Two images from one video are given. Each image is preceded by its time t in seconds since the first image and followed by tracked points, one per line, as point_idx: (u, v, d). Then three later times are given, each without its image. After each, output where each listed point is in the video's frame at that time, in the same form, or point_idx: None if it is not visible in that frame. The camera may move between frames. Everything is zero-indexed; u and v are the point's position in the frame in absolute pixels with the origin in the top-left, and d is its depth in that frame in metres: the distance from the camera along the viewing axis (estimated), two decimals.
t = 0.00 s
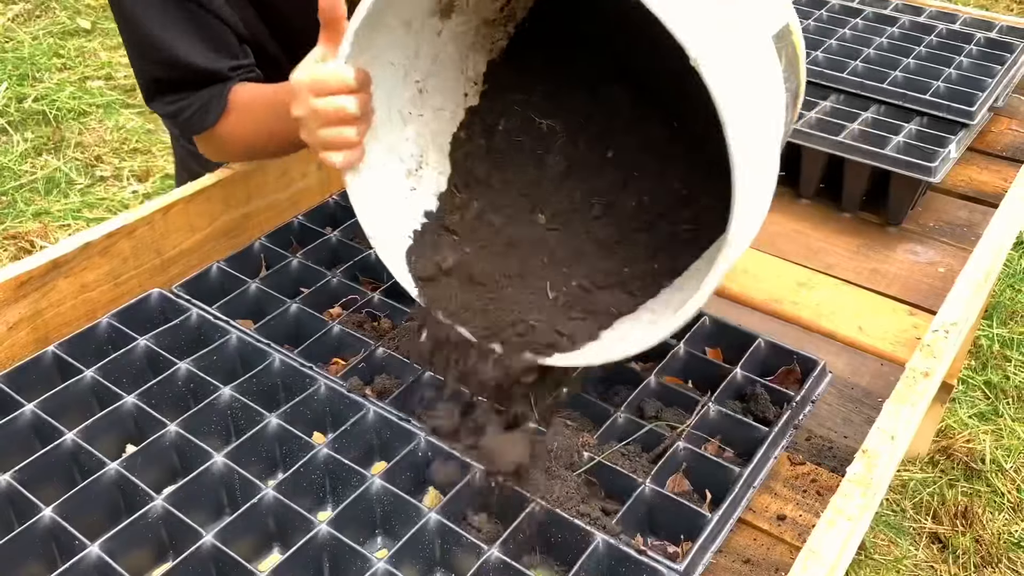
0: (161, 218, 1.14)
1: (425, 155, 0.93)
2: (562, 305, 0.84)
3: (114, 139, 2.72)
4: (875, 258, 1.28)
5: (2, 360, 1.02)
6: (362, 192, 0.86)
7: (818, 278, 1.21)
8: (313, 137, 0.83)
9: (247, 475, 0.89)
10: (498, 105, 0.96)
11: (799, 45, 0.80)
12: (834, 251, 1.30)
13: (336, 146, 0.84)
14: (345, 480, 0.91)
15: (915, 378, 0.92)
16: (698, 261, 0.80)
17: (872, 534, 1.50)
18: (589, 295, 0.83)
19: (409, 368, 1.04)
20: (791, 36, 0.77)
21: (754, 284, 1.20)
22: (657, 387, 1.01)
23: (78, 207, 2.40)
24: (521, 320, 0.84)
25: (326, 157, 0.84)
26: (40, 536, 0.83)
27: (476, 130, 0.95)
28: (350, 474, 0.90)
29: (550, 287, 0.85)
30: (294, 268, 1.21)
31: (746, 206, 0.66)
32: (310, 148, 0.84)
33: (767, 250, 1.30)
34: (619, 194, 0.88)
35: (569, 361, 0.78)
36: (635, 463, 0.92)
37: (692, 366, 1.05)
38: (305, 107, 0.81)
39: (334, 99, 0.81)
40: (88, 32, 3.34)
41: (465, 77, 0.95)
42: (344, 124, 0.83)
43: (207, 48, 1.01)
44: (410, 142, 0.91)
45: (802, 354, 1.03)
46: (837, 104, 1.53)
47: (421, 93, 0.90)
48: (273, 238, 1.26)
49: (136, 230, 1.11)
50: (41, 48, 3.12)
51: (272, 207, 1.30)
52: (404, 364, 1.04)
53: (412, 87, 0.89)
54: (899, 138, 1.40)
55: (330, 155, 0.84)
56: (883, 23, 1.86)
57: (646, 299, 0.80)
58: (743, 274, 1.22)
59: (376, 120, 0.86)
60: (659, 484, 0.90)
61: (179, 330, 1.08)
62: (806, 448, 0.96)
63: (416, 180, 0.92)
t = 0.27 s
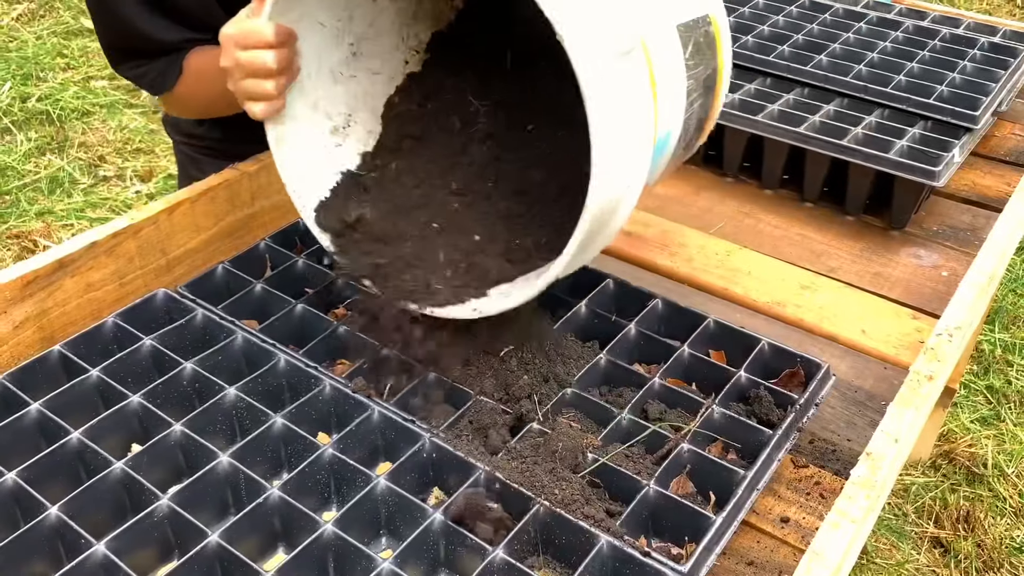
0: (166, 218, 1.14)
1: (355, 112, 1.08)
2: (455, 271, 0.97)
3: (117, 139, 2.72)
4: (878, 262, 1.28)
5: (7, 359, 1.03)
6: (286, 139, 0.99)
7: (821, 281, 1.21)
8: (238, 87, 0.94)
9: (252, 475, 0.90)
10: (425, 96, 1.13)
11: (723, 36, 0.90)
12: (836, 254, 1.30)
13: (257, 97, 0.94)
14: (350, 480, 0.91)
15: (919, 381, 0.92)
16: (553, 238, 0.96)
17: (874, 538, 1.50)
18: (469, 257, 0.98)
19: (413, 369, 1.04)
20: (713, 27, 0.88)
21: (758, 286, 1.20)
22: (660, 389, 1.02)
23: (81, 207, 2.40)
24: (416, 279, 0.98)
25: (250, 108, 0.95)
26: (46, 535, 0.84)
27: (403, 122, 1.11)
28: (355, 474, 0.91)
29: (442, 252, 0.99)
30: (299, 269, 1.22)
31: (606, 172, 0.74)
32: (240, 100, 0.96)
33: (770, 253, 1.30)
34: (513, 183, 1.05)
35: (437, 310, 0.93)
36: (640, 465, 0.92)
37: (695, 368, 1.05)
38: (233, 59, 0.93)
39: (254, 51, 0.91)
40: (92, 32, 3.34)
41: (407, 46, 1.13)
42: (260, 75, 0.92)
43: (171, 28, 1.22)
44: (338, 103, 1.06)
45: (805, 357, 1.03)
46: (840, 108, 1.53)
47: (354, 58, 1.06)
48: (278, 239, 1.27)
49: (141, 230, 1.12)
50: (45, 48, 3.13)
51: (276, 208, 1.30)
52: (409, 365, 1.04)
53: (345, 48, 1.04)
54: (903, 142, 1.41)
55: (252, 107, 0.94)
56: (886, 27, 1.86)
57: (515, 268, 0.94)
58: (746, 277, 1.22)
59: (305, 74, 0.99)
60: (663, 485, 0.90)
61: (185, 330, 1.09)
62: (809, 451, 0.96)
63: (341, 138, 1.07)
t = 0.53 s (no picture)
0: (173, 217, 1.14)
1: (302, 110, 1.12)
2: (374, 272, 1.03)
3: (123, 138, 2.73)
4: (885, 264, 1.28)
5: (14, 356, 1.03)
6: (230, 136, 1.03)
7: (829, 282, 1.20)
8: (180, 85, 0.98)
9: (258, 474, 0.90)
10: (371, 98, 1.17)
11: (655, 48, 0.98)
12: (843, 256, 1.29)
13: (196, 95, 0.98)
14: (356, 479, 0.91)
15: (928, 383, 0.92)
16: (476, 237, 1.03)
17: (879, 541, 1.50)
18: (387, 256, 1.04)
19: (420, 369, 1.04)
20: (647, 38, 0.96)
21: (765, 288, 1.20)
22: (667, 389, 1.02)
23: (87, 205, 2.41)
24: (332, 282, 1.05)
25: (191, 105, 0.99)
26: (52, 532, 0.84)
27: (350, 123, 1.15)
28: (362, 473, 0.90)
29: (363, 253, 1.06)
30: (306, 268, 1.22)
31: (508, 162, 0.81)
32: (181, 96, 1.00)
33: (777, 254, 1.29)
34: (440, 189, 1.10)
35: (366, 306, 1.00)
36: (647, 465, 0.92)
37: (703, 369, 1.05)
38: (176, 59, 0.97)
39: (194, 53, 0.95)
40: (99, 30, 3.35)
41: (357, 47, 1.19)
42: (198, 76, 0.96)
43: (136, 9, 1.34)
44: (285, 100, 1.09)
45: (813, 358, 1.03)
46: (848, 108, 1.53)
47: (300, 58, 1.10)
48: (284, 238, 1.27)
49: (148, 228, 1.12)
50: (52, 46, 3.14)
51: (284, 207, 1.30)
52: (416, 364, 1.04)
53: (292, 49, 1.08)
54: (911, 143, 1.40)
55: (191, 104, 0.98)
56: (894, 28, 1.85)
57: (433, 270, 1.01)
58: (754, 277, 1.21)
59: (249, 74, 1.04)
60: (671, 486, 0.90)
61: (191, 328, 1.09)
62: (816, 452, 0.96)
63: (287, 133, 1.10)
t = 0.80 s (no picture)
0: (184, 214, 1.15)
1: (293, 89, 1.12)
2: (366, 246, 1.06)
3: (133, 136, 2.74)
4: (895, 263, 1.27)
5: (26, 351, 1.03)
6: (227, 115, 1.04)
7: (839, 281, 1.20)
8: (180, 65, 0.98)
9: (269, 469, 0.90)
10: (357, 76, 1.17)
11: (632, 36, 0.99)
12: (853, 255, 1.29)
13: (196, 75, 0.98)
14: (366, 475, 0.91)
15: (938, 382, 0.92)
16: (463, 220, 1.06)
17: (888, 541, 1.49)
18: (379, 233, 1.07)
19: (430, 365, 1.04)
20: (622, 27, 0.97)
21: (775, 286, 1.20)
22: (677, 387, 1.02)
23: (98, 203, 2.42)
24: (327, 250, 1.07)
25: (191, 84, 0.99)
26: (65, 525, 0.84)
27: (337, 102, 1.15)
28: (372, 469, 0.91)
29: (357, 227, 1.08)
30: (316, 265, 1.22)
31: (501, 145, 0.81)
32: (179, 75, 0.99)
33: (786, 252, 1.29)
34: (427, 168, 1.12)
35: (353, 276, 1.02)
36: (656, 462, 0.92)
37: (712, 367, 1.05)
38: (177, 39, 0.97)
39: (197, 33, 0.95)
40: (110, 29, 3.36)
41: (344, 27, 1.18)
42: (198, 58, 0.96)
43: None
44: (277, 80, 1.09)
45: (823, 356, 1.03)
46: (858, 107, 1.52)
47: (292, 38, 1.10)
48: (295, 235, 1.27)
49: (159, 225, 1.12)
50: (63, 45, 3.15)
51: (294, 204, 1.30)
52: (426, 361, 1.05)
53: (284, 30, 1.08)
54: (921, 142, 1.39)
55: (191, 84, 0.98)
56: (905, 27, 1.85)
57: (421, 244, 1.05)
58: (764, 276, 1.21)
59: (245, 55, 1.03)
60: (680, 484, 0.90)
61: (203, 324, 1.09)
62: (826, 451, 0.96)
63: (278, 112, 1.10)
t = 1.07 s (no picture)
0: (194, 209, 1.15)
1: (331, 64, 1.18)
2: (417, 206, 1.15)
3: (143, 133, 2.75)
4: (907, 261, 1.26)
5: (37, 346, 1.04)
6: (273, 85, 1.10)
7: (850, 279, 1.20)
8: (231, 34, 1.04)
9: (279, 464, 0.90)
10: (392, 52, 1.23)
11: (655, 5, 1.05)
12: (864, 252, 1.28)
13: (248, 45, 1.04)
14: (376, 471, 0.91)
15: (951, 380, 0.91)
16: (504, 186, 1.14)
17: (898, 541, 1.48)
18: (429, 194, 1.16)
19: (439, 361, 1.04)
20: None
21: (786, 284, 1.19)
22: (687, 384, 1.01)
23: (108, 200, 2.43)
24: (377, 211, 1.15)
25: (241, 53, 1.05)
26: (75, 519, 0.85)
27: (374, 76, 1.22)
28: (381, 464, 0.91)
29: (406, 187, 1.17)
30: (326, 261, 1.22)
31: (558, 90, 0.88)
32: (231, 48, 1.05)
33: (797, 250, 1.28)
34: (466, 134, 1.20)
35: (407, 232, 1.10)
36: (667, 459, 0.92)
37: (723, 364, 1.05)
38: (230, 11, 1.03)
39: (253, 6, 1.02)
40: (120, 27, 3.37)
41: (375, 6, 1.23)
42: (256, 27, 1.03)
43: None
44: (317, 55, 1.15)
45: (834, 354, 1.02)
46: (870, 104, 1.51)
47: (330, 15, 1.16)
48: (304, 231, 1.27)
49: (170, 220, 1.12)
50: (74, 43, 3.17)
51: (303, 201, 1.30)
52: (435, 356, 1.04)
53: (324, 6, 1.14)
54: (934, 139, 1.39)
55: (243, 53, 1.04)
56: (918, 24, 1.84)
57: (467, 202, 1.14)
58: (775, 273, 1.21)
59: (290, 26, 1.09)
60: (691, 481, 0.89)
61: (213, 319, 1.10)
62: (837, 449, 0.95)
63: (319, 86, 1.17)
